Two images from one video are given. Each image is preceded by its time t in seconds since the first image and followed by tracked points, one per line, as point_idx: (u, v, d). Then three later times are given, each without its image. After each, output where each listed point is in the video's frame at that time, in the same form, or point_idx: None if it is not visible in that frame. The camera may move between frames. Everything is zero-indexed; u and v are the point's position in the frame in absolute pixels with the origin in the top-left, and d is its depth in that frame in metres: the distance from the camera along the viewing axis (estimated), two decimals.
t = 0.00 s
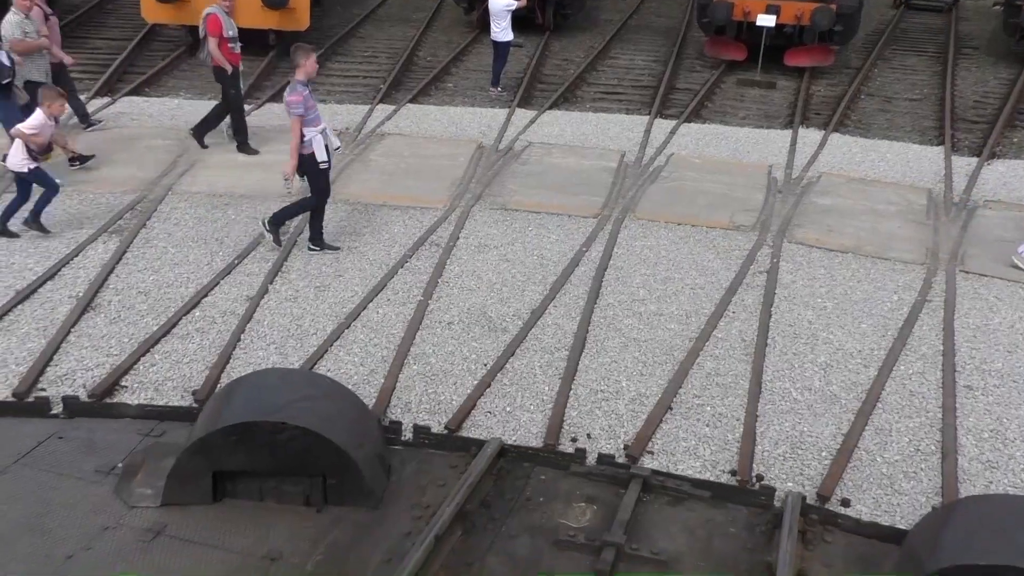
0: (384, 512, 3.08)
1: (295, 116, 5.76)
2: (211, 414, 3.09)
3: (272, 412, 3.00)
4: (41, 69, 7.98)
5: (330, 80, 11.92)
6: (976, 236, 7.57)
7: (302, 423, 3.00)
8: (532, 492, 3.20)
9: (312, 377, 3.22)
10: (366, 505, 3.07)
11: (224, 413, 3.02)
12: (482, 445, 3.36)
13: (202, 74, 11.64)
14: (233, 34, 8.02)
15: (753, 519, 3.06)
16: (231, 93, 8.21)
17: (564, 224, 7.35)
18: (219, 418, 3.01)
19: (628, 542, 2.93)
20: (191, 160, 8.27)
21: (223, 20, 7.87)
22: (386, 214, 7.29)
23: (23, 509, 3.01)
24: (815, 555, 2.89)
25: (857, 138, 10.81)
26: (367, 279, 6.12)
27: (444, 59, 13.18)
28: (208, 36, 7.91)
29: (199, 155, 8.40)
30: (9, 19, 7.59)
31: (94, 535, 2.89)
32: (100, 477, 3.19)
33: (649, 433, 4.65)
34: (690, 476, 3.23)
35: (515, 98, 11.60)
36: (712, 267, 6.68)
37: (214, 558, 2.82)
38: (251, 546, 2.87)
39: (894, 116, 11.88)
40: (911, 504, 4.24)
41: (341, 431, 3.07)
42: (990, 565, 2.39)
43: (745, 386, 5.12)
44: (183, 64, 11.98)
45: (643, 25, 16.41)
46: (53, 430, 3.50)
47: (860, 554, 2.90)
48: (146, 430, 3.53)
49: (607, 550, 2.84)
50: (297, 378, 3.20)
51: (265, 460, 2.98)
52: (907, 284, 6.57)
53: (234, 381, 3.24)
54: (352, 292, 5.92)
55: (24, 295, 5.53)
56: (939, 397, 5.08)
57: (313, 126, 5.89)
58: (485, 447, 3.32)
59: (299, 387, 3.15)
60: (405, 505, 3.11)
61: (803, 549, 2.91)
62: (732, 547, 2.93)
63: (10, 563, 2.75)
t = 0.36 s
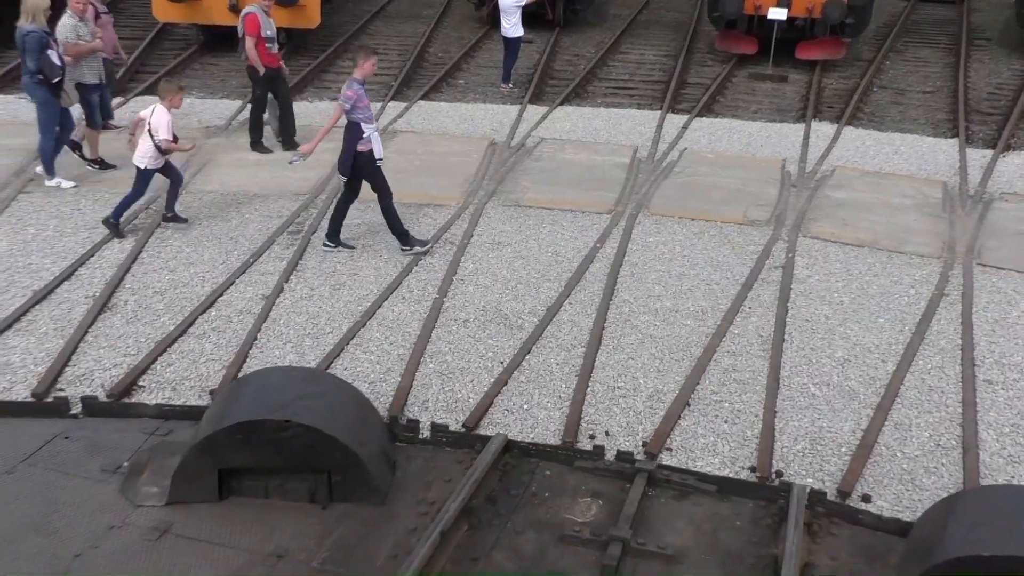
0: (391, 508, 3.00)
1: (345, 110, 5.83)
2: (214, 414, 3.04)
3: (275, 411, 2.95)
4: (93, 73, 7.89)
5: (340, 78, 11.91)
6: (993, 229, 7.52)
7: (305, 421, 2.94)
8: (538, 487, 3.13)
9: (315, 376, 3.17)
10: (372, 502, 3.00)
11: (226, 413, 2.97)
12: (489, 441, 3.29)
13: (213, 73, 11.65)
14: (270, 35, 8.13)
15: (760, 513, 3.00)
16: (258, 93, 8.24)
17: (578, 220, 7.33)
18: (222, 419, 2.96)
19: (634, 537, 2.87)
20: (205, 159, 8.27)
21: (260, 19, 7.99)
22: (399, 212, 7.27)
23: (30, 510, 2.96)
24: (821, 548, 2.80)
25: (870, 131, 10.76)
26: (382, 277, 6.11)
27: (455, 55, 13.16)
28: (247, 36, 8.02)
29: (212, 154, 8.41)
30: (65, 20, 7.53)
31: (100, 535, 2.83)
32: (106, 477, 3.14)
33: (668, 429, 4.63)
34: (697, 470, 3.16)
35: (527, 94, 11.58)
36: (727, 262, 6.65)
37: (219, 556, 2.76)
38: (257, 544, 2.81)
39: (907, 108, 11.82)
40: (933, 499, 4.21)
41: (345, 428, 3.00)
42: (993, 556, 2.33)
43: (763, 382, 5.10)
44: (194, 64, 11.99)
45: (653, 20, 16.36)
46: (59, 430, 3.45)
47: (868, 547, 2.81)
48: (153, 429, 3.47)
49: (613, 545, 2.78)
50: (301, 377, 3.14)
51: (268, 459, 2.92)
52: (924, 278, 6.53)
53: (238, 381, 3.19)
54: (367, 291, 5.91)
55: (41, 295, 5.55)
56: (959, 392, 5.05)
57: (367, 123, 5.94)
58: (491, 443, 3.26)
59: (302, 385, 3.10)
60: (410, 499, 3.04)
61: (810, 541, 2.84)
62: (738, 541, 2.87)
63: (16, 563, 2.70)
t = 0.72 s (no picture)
0: (392, 507, 3.00)
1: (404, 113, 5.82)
2: (214, 414, 3.03)
3: (276, 410, 2.94)
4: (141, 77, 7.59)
5: (349, 77, 11.90)
6: (1006, 224, 7.49)
7: (306, 420, 2.93)
8: (538, 485, 3.13)
9: (313, 377, 3.16)
10: (374, 500, 3.00)
11: (226, 413, 2.96)
12: (488, 439, 3.29)
13: (222, 74, 11.64)
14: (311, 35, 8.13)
15: (759, 508, 3.00)
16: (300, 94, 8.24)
17: (589, 218, 7.32)
18: (222, 418, 2.95)
19: (634, 533, 2.86)
20: (215, 159, 8.28)
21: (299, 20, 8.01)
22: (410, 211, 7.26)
23: (29, 511, 2.94)
24: (823, 543, 2.82)
25: (880, 127, 10.71)
26: (393, 277, 6.11)
27: (463, 53, 13.13)
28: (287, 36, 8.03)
29: (222, 154, 8.41)
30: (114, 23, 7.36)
31: (101, 536, 2.82)
32: (106, 477, 3.13)
33: (683, 429, 4.62)
34: (696, 466, 3.17)
35: (535, 92, 11.56)
36: (738, 260, 6.63)
37: (222, 556, 2.75)
38: (259, 544, 2.80)
39: (918, 103, 11.78)
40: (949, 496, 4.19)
41: (345, 428, 3.00)
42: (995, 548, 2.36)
43: (777, 380, 5.08)
44: (203, 64, 11.99)
45: (661, 17, 16.31)
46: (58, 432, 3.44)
47: (868, 540, 2.84)
48: (152, 430, 3.46)
49: (613, 542, 2.78)
50: (301, 377, 3.13)
51: (269, 459, 2.91)
52: (937, 274, 6.50)
53: (237, 382, 3.18)
54: (379, 291, 5.91)
55: (54, 297, 5.55)
56: (975, 389, 5.02)
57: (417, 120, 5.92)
58: (490, 441, 3.26)
59: (302, 385, 3.09)
60: (412, 499, 3.04)
61: (809, 536, 2.84)
62: (739, 536, 2.87)
63: (17, 564, 2.68)
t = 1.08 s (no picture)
0: (381, 521, 2.98)
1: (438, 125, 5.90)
2: (201, 430, 3.01)
3: (264, 424, 2.92)
4: (176, 88, 7.55)
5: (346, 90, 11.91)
6: (1005, 232, 7.50)
7: (294, 433, 2.92)
8: (528, 497, 3.11)
9: (305, 390, 3.13)
10: (363, 514, 2.97)
11: (216, 427, 2.93)
12: (480, 452, 3.27)
13: (219, 88, 11.65)
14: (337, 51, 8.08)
15: (748, 518, 3.00)
16: (336, 111, 8.12)
17: (589, 230, 7.31)
18: (209, 433, 2.93)
19: (624, 544, 2.85)
20: (213, 174, 8.27)
21: (328, 35, 7.94)
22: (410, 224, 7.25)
23: (16, 530, 2.92)
24: (813, 551, 2.81)
25: (877, 136, 10.73)
26: (395, 290, 6.09)
27: (460, 66, 13.15)
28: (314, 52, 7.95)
29: (221, 169, 8.40)
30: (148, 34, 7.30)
31: (89, 554, 2.80)
32: (93, 495, 3.10)
33: (688, 441, 4.59)
34: (686, 476, 3.16)
35: (532, 104, 11.57)
36: (740, 270, 6.63)
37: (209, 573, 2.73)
38: (247, 560, 2.78)
39: (913, 112, 11.81)
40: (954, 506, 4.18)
41: (335, 441, 2.97)
42: (989, 555, 2.34)
43: (781, 391, 5.07)
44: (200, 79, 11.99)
45: (656, 28, 16.35)
46: (44, 451, 3.41)
47: (857, 549, 2.82)
48: (139, 447, 3.44)
49: (604, 552, 2.77)
50: (288, 390, 3.12)
51: (257, 473, 2.89)
52: (939, 283, 6.50)
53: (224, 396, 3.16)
54: (381, 305, 5.89)
55: (55, 314, 5.52)
56: (979, 399, 5.02)
57: (443, 134, 6.01)
58: (480, 454, 3.24)
59: (289, 397, 3.07)
60: (401, 512, 3.02)
61: (799, 545, 2.83)
62: (729, 546, 2.86)
63: None
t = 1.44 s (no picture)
0: (372, 543, 3.11)
1: (468, 139, 6.14)
2: (192, 453, 3.12)
3: (253, 446, 3.04)
4: (211, 112, 7.89)
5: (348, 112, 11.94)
6: (1008, 253, 7.50)
7: (282, 456, 3.03)
8: (519, 518, 3.28)
9: (293, 410, 3.25)
10: (351, 537, 3.10)
11: (207, 450, 3.05)
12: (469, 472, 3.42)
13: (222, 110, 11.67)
14: (374, 77, 8.03)
15: (740, 537, 3.18)
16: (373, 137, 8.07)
17: (592, 251, 7.31)
18: (199, 457, 3.05)
19: (618, 565, 3.03)
20: (216, 196, 8.27)
21: (364, 63, 7.89)
22: (413, 246, 7.25)
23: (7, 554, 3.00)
24: (807, 571, 3.03)
25: (878, 157, 10.75)
26: (399, 312, 6.08)
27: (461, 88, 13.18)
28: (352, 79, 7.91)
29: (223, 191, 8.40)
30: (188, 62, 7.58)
31: None
32: (82, 520, 3.18)
33: (696, 464, 4.56)
34: (677, 498, 3.35)
35: (534, 125, 11.60)
36: (744, 291, 6.62)
37: None
38: None
39: (914, 132, 11.85)
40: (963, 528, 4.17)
41: (323, 462, 3.09)
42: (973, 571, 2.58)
43: (789, 413, 5.05)
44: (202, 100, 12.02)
45: (656, 49, 16.41)
46: (30, 476, 3.48)
47: (848, 563, 3.05)
48: (128, 471, 3.51)
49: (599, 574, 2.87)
50: (275, 410, 3.23)
51: (247, 496, 3.01)
52: (944, 304, 6.49)
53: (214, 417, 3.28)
54: (385, 326, 5.88)
55: (59, 337, 5.50)
56: (987, 421, 5.00)
57: (481, 152, 6.21)
58: (471, 475, 3.40)
59: (279, 418, 3.19)
60: (392, 536, 3.16)
61: (791, 565, 3.05)
62: (720, 566, 3.04)
63: None
